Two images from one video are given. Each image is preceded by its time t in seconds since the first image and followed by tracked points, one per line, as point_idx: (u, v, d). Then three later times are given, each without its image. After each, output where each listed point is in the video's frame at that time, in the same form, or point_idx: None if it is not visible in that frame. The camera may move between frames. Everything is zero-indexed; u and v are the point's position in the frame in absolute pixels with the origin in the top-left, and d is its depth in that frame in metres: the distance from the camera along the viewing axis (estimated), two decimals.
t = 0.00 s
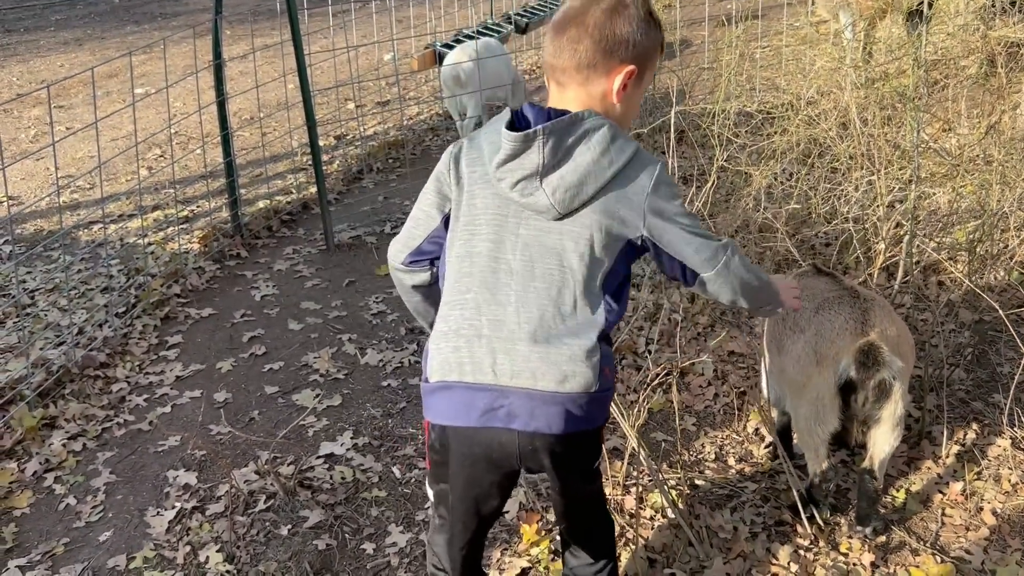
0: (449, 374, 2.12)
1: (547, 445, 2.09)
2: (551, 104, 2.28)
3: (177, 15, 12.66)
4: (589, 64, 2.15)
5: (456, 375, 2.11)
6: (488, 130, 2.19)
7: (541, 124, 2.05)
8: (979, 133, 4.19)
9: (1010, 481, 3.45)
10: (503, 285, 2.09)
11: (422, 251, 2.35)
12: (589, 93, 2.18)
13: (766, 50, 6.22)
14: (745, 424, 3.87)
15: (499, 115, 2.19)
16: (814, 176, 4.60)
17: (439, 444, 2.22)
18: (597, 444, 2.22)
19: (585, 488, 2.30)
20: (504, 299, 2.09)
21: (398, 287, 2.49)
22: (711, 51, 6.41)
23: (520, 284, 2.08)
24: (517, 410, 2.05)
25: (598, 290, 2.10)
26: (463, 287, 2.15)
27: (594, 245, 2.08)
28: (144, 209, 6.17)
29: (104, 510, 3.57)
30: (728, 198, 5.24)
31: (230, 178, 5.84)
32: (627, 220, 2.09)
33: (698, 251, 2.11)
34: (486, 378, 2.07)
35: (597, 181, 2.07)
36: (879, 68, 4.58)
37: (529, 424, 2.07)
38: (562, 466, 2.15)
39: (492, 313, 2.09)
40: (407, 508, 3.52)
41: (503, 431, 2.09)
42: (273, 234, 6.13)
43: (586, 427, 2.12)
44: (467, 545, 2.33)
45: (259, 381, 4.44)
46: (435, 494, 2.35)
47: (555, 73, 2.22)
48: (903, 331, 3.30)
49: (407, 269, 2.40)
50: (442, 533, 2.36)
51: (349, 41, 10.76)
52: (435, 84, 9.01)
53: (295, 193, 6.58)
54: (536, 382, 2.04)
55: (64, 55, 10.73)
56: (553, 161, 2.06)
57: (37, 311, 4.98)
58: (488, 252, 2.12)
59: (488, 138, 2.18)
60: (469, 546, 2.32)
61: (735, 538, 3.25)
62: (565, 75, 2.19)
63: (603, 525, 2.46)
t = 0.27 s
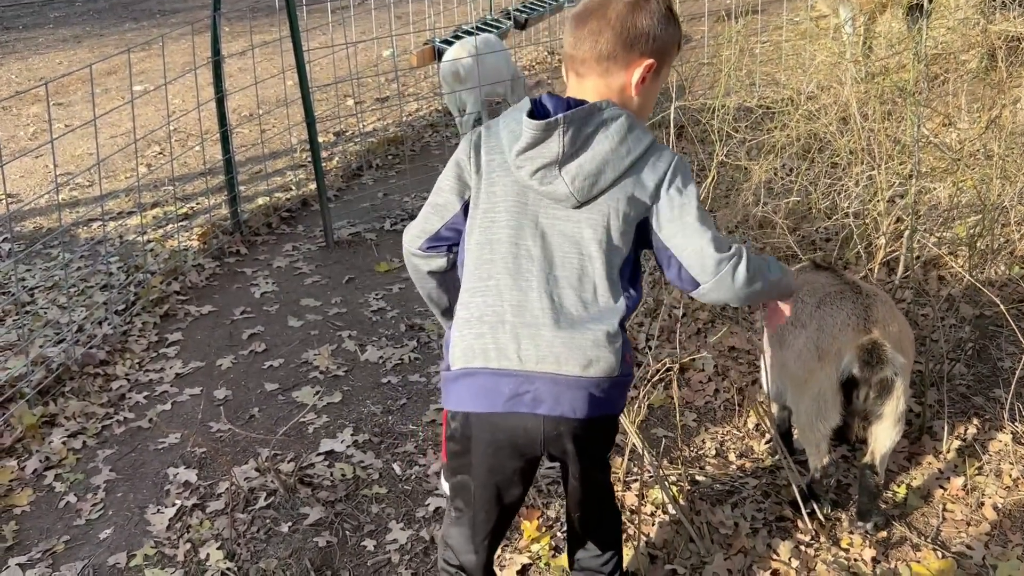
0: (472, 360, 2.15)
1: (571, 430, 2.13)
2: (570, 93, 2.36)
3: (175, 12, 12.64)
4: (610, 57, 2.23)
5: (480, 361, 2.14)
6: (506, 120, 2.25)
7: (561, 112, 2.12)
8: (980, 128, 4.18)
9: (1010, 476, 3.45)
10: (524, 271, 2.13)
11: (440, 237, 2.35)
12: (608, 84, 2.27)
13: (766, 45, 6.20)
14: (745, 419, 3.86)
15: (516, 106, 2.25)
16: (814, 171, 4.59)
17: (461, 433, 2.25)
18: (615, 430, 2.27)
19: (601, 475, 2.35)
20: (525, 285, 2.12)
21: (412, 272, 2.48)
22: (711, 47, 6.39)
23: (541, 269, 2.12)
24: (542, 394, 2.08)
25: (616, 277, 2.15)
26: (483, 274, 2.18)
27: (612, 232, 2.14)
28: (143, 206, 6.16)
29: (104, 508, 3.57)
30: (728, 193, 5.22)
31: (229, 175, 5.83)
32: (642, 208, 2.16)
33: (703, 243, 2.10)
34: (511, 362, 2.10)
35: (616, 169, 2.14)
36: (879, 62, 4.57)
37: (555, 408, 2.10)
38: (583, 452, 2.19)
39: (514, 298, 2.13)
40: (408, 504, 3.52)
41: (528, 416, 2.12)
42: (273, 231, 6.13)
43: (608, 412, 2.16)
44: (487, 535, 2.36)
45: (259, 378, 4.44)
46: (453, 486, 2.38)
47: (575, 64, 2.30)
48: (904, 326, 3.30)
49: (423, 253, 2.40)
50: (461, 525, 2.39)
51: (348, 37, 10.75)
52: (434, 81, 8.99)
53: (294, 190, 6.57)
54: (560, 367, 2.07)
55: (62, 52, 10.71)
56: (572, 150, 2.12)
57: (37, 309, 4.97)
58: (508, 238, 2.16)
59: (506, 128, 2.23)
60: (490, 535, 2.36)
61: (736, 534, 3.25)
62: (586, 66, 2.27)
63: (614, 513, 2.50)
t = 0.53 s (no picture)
0: (470, 353, 2.16)
1: (569, 422, 2.12)
2: (572, 86, 2.34)
3: (174, 9, 12.63)
4: (612, 48, 2.21)
5: (479, 353, 2.14)
6: (505, 115, 2.26)
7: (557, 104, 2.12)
8: (978, 123, 4.18)
9: (1009, 471, 3.45)
10: (523, 263, 2.12)
11: (441, 231, 2.34)
12: (611, 76, 2.25)
13: (765, 40, 6.20)
14: (744, 415, 3.86)
15: (516, 101, 2.26)
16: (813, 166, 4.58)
17: (460, 426, 2.26)
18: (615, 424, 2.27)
19: (601, 469, 2.35)
20: (523, 277, 2.11)
21: (415, 265, 2.47)
22: (710, 42, 6.39)
23: (540, 260, 2.11)
24: (539, 385, 2.08)
25: (617, 269, 2.13)
26: (483, 267, 2.18)
27: (611, 223, 2.12)
28: (142, 204, 6.16)
29: (102, 506, 3.56)
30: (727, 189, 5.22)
31: (227, 172, 5.83)
32: (642, 199, 2.14)
33: (696, 227, 2.03)
34: (509, 354, 2.10)
35: (613, 159, 2.13)
36: (878, 58, 4.56)
37: (552, 400, 2.10)
38: (583, 445, 2.19)
39: (513, 291, 2.12)
40: (406, 502, 3.52)
41: (525, 408, 2.12)
42: (271, 228, 6.12)
43: (608, 406, 2.15)
44: (487, 529, 2.36)
45: (257, 375, 4.44)
46: (452, 481, 2.38)
47: (577, 57, 2.28)
48: (900, 323, 3.30)
49: (426, 246, 2.39)
50: (460, 519, 2.39)
51: (347, 33, 10.73)
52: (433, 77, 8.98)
53: (293, 187, 6.56)
54: (559, 359, 2.07)
55: (60, 50, 10.70)
56: (568, 141, 2.12)
57: (35, 307, 4.97)
58: (507, 231, 2.16)
59: (506, 122, 2.24)
60: (490, 529, 2.36)
61: (734, 530, 3.25)
62: (588, 58, 2.25)
63: (614, 508, 2.50)
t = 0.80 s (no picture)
0: (467, 350, 2.15)
1: (566, 421, 2.12)
2: (574, 86, 2.34)
3: (172, 7, 12.62)
4: (613, 49, 2.21)
5: (475, 350, 2.14)
6: (508, 113, 2.26)
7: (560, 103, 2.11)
8: (978, 119, 4.17)
9: (1008, 468, 3.45)
10: (521, 261, 2.11)
11: (441, 228, 2.34)
12: (613, 76, 2.25)
13: (764, 37, 6.19)
14: (743, 413, 3.86)
15: (518, 99, 2.26)
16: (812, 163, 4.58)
17: (456, 424, 2.25)
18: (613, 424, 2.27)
19: (599, 469, 2.35)
20: (521, 275, 2.11)
21: (413, 261, 2.48)
22: (709, 39, 6.39)
23: (538, 258, 2.10)
24: (535, 383, 2.08)
25: (615, 270, 2.12)
26: (481, 264, 2.18)
27: (611, 223, 2.11)
28: (140, 203, 6.16)
29: (101, 504, 3.56)
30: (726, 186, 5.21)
31: (226, 170, 5.82)
32: (644, 200, 2.13)
33: (710, 233, 2.04)
34: (506, 352, 2.10)
35: (616, 160, 2.12)
36: (877, 54, 4.56)
37: (548, 399, 2.09)
38: (579, 444, 2.19)
39: (511, 289, 2.12)
40: (405, 500, 3.52)
41: (521, 407, 2.11)
42: (270, 226, 6.12)
43: (605, 405, 2.15)
44: (483, 528, 2.36)
45: (256, 373, 4.43)
46: (448, 479, 2.38)
47: (579, 57, 2.28)
48: (898, 318, 3.29)
49: (425, 242, 2.39)
50: (456, 518, 2.39)
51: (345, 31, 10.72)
52: (432, 75, 8.97)
53: (291, 185, 6.56)
54: (556, 358, 2.06)
55: (58, 48, 10.69)
56: (571, 140, 2.12)
57: (34, 306, 4.97)
58: (506, 228, 2.16)
59: (508, 119, 2.25)
60: (486, 528, 2.36)
61: (733, 527, 3.24)
62: (590, 59, 2.25)
63: (613, 508, 2.50)
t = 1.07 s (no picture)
0: (469, 348, 2.16)
1: (566, 424, 2.12)
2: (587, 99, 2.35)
3: (171, 7, 12.61)
4: (626, 64, 2.22)
5: (478, 349, 2.14)
6: (527, 115, 2.24)
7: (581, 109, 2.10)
8: (978, 116, 4.17)
9: (1009, 465, 3.45)
10: (529, 262, 2.12)
11: (451, 227, 2.36)
12: (626, 91, 2.25)
13: (764, 35, 6.19)
14: (743, 411, 3.86)
15: (538, 102, 2.24)
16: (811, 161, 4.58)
17: (456, 425, 2.25)
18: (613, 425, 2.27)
19: (597, 468, 2.35)
20: (530, 278, 2.11)
21: (422, 260, 2.51)
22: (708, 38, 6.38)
23: (546, 262, 2.10)
24: (536, 385, 2.08)
25: (624, 278, 2.11)
26: (489, 264, 2.18)
27: (622, 231, 2.10)
28: (139, 202, 6.15)
29: (101, 504, 3.56)
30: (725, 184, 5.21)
31: (225, 169, 5.82)
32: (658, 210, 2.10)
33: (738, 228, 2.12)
34: (508, 353, 2.10)
35: (632, 169, 2.09)
36: (876, 51, 4.55)
37: (549, 401, 2.08)
38: (579, 446, 2.19)
39: (517, 290, 2.12)
40: (405, 499, 3.51)
41: (521, 409, 2.11)
42: (269, 225, 6.11)
43: (606, 407, 2.14)
44: (481, 528, 2.36)
45: (256, 373, 4.43)
46: (447, 479, 2.37)
47: (593, 72, 2.29)
48: (898, 315, 3.29)
49: (433, 242, 2.42)
50: (454, 518, 2.39)
51: (344, 30, 10.71)
52: (431, 74, 8.97)
53: (291, 184, 6.55)
54: (556, 360, 2.06)
55: (57, 48, 10.68)
56: (588, 146, 2.09)
57: (33, 306, 4.96)
58: (515, 230, 2.16)
59: (524, 122, 2.23)
60: (484, 529, 2.36)
61: (733, 526, 3.24)
62: (604, 74, 2.26)
63: (611, 507, 2.50)
